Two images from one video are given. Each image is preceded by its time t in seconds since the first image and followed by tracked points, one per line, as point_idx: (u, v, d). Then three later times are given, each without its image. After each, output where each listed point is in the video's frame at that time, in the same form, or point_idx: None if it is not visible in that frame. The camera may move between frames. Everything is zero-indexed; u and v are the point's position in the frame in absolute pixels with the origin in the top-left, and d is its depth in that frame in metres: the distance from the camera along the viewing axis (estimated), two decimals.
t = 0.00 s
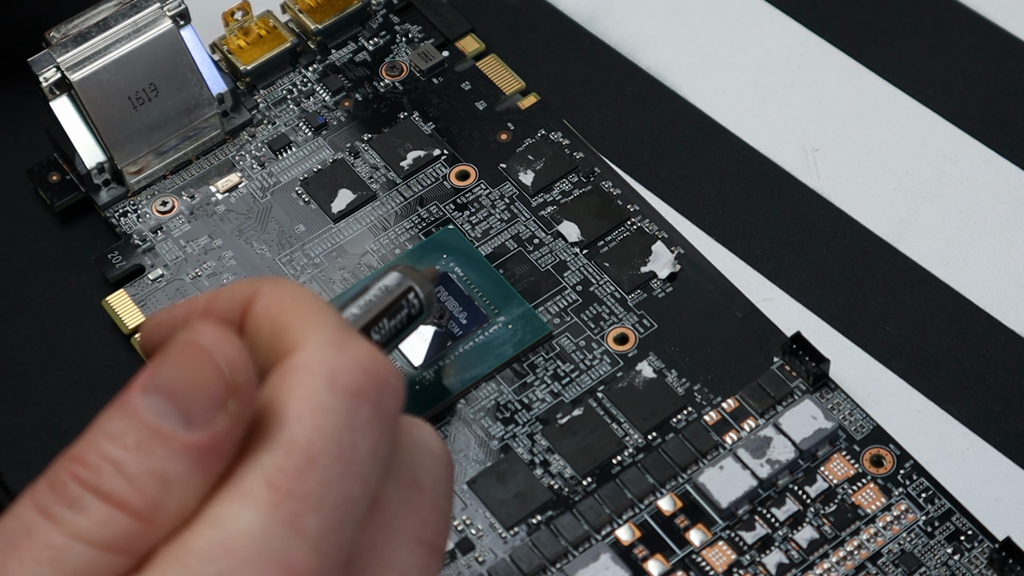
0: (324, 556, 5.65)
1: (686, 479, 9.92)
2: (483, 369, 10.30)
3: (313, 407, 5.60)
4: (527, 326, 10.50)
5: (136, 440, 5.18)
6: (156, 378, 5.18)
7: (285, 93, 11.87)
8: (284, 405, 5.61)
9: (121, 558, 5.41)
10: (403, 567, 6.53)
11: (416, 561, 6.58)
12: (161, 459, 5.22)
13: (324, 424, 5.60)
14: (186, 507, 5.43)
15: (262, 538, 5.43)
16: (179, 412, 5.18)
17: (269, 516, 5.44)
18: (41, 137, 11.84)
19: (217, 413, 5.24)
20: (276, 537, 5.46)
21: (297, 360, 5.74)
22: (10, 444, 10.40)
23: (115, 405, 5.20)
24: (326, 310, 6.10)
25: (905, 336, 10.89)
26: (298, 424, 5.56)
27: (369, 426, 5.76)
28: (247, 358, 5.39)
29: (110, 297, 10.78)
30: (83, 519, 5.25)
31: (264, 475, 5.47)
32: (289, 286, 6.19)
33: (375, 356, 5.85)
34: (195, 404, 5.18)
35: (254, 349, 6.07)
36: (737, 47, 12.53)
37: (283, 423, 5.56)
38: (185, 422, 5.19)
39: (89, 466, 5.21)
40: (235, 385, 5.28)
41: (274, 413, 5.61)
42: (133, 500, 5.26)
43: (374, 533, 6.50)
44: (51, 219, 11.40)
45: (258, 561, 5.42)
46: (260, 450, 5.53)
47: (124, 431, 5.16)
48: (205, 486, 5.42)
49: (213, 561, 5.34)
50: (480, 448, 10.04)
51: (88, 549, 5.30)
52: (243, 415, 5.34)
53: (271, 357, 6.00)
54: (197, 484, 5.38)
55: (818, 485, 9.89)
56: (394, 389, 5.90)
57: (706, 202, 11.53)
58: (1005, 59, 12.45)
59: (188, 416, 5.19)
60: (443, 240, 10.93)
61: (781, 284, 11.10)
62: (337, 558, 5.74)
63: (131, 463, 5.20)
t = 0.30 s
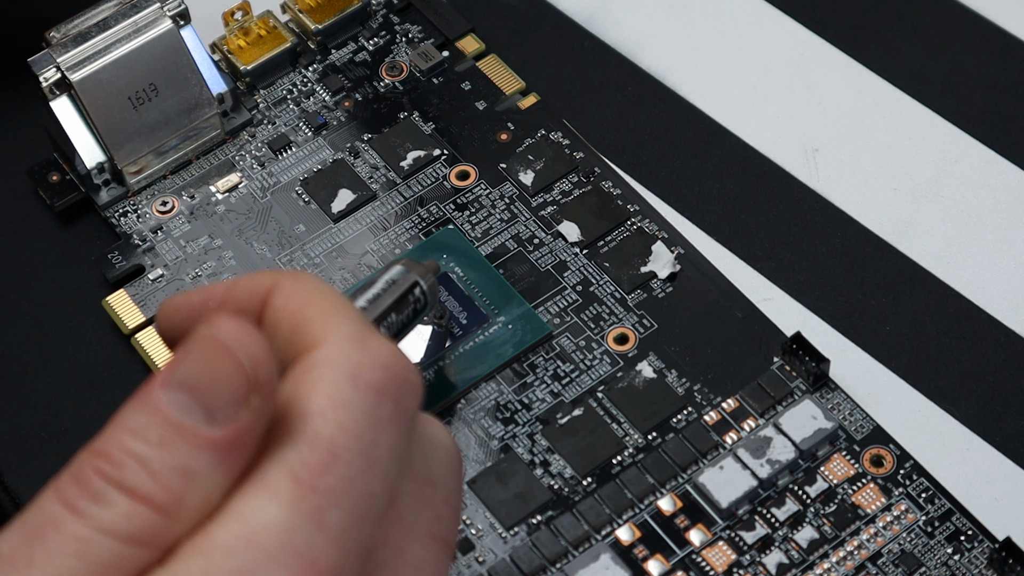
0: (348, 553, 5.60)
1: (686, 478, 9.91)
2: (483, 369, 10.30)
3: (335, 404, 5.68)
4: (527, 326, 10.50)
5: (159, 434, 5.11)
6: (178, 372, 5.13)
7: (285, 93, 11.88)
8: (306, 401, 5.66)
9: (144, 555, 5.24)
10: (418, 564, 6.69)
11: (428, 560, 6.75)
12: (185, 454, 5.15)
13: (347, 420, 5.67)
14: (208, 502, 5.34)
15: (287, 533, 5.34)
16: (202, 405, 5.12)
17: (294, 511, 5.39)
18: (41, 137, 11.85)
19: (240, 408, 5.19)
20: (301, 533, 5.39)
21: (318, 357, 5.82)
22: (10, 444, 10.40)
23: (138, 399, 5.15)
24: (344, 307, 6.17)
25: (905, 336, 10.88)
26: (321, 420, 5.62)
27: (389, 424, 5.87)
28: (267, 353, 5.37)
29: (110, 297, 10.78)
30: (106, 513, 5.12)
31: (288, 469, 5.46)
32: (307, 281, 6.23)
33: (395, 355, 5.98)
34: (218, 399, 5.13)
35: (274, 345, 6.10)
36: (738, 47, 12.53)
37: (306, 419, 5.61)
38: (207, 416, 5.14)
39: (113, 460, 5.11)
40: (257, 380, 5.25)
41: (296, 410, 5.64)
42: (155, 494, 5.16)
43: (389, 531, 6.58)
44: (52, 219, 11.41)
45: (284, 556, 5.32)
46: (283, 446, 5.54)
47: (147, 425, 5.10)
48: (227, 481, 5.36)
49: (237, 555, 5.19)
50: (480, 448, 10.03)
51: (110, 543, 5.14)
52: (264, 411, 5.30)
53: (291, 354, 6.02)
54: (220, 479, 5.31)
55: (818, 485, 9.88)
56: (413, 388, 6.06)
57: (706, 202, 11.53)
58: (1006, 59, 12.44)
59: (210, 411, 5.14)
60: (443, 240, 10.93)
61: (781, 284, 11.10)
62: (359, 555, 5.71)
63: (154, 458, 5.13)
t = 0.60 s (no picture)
0: (359, 559, 5.61)
1: (686, 479, 9.92)
2: (483, 369, 10.29)
3: (353, 411, 5.63)
4: (527, 326, 10.49)
5: (172, 435, 5.10)
6: (193, 373, 5.09)
7: (285, 92, 11.87)
8: (324, 406, 5.62)
9: (156, 555, 5.27)
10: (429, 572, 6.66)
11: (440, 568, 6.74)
12: (198, 455, 5.14)
13: (364, 428, 5.63)
14: (221, 504, 5.33)
15: (299, 539, 5.36)
16: (216, 408, 5.10)
17: (307, 517, 5.39)
18: (41, 137, 11.85)
19: (254, 412, 5.17)
20: (313, 539, 5.40)
21: (338, 363, 5.78)
22: (10, 444, 10.40)
23: (154, 398, 5.14)
24: (365, 311, 6.13)
25: (905, 336, 10.89)
26: (339, 426, 5.58)
27: (407, 432, 5.83)
28: (283, 356, 5.34)
29: (110, 297, 10.78)
30: (119, 513, 5.14)
31: (303, 475, 5.44)
32: (330, 286, 6.19)
33: (415, 364, 5.93)
34: (233, 403, 5.11)
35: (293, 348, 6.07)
36: (738, 47, 12.53)
37: (323, 424, 5.58)
38: (221, 419, 5.11)
39: (126, 459, 5.13)
40: (272, 385, 5.22)
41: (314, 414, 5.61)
42: (168, 495, 5.17)
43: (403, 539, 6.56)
44: (51, 219, 11.40)
45: (294, 561, 5.34)
46: (298, 451, 5.52)
47: (160, 425, 5.09)
48: (240, 483, 5.35)
49: (248, 560, 5.21)
50: (480, 448, 10.03)
51: (121, 542, 5.18)
52: (279, 414, 5.28)
53: (310, 358, 5.99)
54: (233, 481, 5.30)
55: (818, 485, 9.89)
56: (431, 397, 6.02)
57: (706, 202, 11.53)
58: (1006, 59, 12.45)
59: (224, 414, 5.11)
60: (443, 240, 10.92)
61: (781, 285, 11.10)
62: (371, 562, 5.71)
63: (167, 458, 5.12)
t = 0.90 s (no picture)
0: None
1: (686, 479, 9.91)
2: (483, 369, 10.29)
3: (339, 440, 5.68)
4: (527, 326, 10.49)
5: (164, 471, 5.03)
6: (185, 407, 5.03)
7: (285, 93, 11.87)
8: (310, 437, 5.66)
9: None
10: None
11: None
12: (191, 493, 5.08)
13: (350, 457, 5.68)
14: (213, 541, 5.28)
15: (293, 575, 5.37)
16: (210, 445, 5.04)
17: (301, 552, 5.40)
18: (41, 137, 11.85)
19: (249, 448, 5.13)
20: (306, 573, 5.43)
21: (320, 390, 5.80)
22: (10, 444, 10.40)
23: (142, 432, 5.04)
24: (344, 333, 6.14)
25: (905, 336, 10.88)
26: (325, 457, 5.62)
27: (392, 458, 5.88)
28: (278, 392, 5.24)
29: (110, 297, 10.78)
30: (109, 553, 5.08)
31: (293, 508, 5.47)
32: (302, 308, 6.18)
33: (398, 387, 5.96)
34: (227, 439, 5.06)
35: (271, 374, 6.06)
36: (738, 47, 12.53)
37: (310, 455, 5.61)
38: (215, 455, 5.07)
39: (114, 496, 5.03)
40: (268, 421, 5.17)
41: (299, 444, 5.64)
42: (160, 535, 5.09)
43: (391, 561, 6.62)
44: (52, 218, 11.41)
45: None
46: (287, 484, 5.54)
47: (152, 462, 5.01)
48: (233, 520, 5.30)
49: None
50: (480, 448, 10.03)
51: None
52: (274, 450, 5.23)
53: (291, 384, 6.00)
54: (226, 518, 5.25)
55: (818, 485, 9.88)
56: (415, 418, 6.05)
57: (706, 202, 11.53)
58: (1006, 59, 12.44)
59: (218, 450, 5.07)
60: (443, 240, 10.90)
61: (781, 284, 11.10)
62: None
63: (158, 496, 5.06)
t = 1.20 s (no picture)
0: None
1: (686, 479, 9.92)
2: (483, 369, 10.29)
3: (325, 445, 5.70)
4: (527, 326, 10.48)
5: (153, 485, 5.04)
6: (172, 419, 5.03)
7: (285, 93, 11.87)
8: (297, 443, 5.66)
9: None
10: None
11: None
12: (182, 506, 5.08)
13: (337, 462, 5.70)
14: (204, 555, 5.27)
15: None
16: (200, 457, 5.05)
17: (293, 562, 5.40)
18: (41, 137, 11.85)
19: (239, 460, 5.14)
20: None
21: (304, 395, 5.81)
22: (11, 444, 10.40)
23: (130, 446, 5.04)
24: (324, 335, 6.14)
25: (906, 336, 10.88)
26: (313, 463, 5.63)
27: (377, 461, 5.91)
28: (266, 401, 5.28)
29: (110, 297, 10.78)
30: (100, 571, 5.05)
31: (283, 517, 5.48)
32: (277, 307, 6.20)
33: (381, 389, 5.97)
34: (217, 451, 5.07)
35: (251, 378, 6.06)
36: (738, 47, 12.53)
37: (298, 462, 5.62)
38: (205, 468, 5.07)
39: (104, 512, 5.02)
40: (257, 433, 5.20)
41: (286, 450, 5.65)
42: (151, 551, 5.08)
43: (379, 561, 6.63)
44: (52, 218, 11.40)
45: None
46: (277, 493, 5.54)
47: (141, 476, 5.02)
48: (223, 533, 5.30)
49: None
50: (480, 448, 10.03)
51: None
52: (263, 461, 5.25)
53: (274, 390, 6.00)
54: (216, 531, 5.25)
55: (818, 485, 9.88)
56: (399, 419, 6.06)
57: (706, 202, 11.53)
58: (1007, 59, 12.44)
59: (209, 463, 5.07)
60: (443, 240, 10.90)
61: (781, 285, 11.10)
62: None
63: (148, 510, 5.06)
